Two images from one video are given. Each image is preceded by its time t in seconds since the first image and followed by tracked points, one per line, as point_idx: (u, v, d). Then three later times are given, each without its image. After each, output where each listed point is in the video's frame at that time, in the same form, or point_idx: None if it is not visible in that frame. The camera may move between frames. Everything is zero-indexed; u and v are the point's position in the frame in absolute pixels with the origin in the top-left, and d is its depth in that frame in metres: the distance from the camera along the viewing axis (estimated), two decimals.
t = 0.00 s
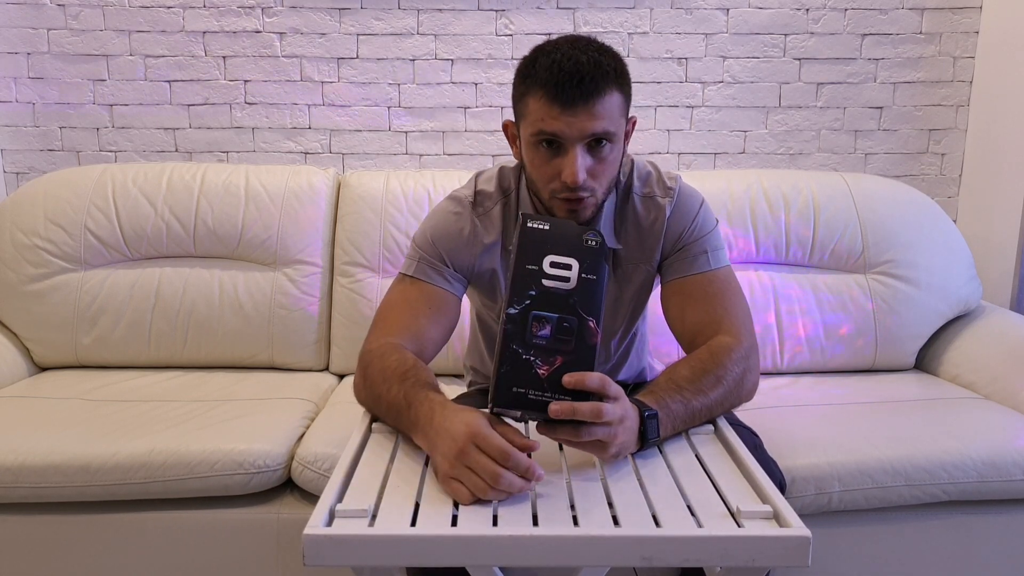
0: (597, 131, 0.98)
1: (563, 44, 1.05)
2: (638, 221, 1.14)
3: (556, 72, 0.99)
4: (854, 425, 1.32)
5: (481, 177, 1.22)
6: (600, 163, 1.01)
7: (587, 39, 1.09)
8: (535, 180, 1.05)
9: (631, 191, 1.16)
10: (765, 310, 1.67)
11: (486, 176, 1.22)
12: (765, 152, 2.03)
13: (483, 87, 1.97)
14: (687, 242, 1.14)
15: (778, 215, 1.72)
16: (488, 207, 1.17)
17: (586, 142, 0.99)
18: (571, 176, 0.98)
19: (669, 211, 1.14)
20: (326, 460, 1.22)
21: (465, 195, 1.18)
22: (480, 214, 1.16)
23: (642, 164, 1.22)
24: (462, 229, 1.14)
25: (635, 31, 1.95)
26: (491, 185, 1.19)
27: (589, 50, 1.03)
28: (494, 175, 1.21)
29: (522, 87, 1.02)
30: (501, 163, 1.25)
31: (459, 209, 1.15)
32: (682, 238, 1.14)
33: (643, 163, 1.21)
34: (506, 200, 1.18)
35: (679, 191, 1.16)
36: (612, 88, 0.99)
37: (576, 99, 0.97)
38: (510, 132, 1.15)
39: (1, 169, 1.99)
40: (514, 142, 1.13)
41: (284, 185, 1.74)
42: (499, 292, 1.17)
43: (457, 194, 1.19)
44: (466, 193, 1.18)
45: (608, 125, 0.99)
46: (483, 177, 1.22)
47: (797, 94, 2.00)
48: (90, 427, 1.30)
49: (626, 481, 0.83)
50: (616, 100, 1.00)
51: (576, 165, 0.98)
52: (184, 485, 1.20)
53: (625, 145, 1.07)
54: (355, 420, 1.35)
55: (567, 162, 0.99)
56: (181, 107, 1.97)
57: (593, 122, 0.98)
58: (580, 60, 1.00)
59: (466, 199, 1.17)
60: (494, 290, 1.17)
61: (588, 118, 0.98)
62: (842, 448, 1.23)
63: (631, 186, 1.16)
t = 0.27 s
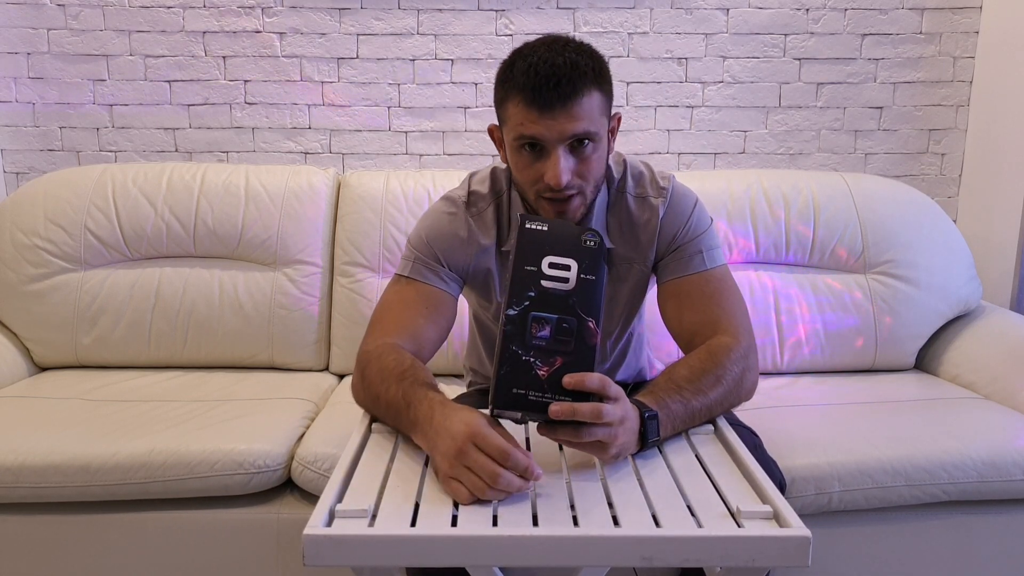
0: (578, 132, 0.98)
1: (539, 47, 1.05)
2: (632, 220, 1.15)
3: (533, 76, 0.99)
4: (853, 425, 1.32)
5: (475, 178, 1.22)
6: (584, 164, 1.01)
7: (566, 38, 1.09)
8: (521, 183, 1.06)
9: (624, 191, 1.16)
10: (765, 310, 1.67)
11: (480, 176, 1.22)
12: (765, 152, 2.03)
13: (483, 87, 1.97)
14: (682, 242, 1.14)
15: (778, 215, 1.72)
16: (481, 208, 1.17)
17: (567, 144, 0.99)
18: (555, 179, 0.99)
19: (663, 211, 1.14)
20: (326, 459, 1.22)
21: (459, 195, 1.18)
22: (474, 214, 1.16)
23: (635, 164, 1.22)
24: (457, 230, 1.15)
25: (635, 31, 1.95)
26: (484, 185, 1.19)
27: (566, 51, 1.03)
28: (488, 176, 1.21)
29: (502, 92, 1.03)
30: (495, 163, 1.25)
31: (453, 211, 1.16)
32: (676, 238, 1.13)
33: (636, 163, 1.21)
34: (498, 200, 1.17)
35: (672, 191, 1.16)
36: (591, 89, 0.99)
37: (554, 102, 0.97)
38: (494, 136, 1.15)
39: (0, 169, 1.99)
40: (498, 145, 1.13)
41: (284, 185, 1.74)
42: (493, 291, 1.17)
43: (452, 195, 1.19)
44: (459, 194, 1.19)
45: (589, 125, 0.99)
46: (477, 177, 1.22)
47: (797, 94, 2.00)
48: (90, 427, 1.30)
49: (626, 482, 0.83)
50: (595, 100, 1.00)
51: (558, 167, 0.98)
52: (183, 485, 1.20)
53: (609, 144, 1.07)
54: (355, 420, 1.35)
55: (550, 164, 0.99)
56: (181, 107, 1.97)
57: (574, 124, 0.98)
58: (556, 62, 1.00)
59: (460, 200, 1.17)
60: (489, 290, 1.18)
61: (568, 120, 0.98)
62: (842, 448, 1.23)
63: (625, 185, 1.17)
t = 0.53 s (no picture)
0: (559, 136, 0.98)
1: (515, 52, 1.04)
2: (627, 220, 1.16)
3: (510, 84, 0.98)
4: (853, 425, 1.32)
5: (469, 180, 1.23)
6: (568, 167, 1.01)
7: (542, 40, 1.08)
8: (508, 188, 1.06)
9: (618, 192, 1.17)
10: (765, 310, 1.67)
11: (474, 179, 1.22)
12: (764, 152, 2.03)
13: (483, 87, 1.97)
14: (677, 243, 1.14)
15: (778, 214, 1.72)
16: (476, 208, 1.17)
17: (549, 148, 0.99)
18: (539, 184, 0.99)
19: (657, 212, 1.15)
20: (325, 459, 1.22)
21: (454, 196, 1.19)
22: (469, 214, 1.17)
23: (629, 164, 1.23)
24: (452, 230, 1.15)
25: (635, 31, 1.95)
26: (478, 187, 1.20)
27: (542, 54, 1.02)
28: (481, 177, 1.22)
29: (482, 100, 1.03)
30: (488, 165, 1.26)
31: (448, 211, 1.16)
32: (672, 238, 1.14)
33: (628, 164, 1.22)
34: (492, 201, 1.18)
35: (667, 190, 1.17)
36: (569, 91, 0.99)
37: (532, 109, 0.97)
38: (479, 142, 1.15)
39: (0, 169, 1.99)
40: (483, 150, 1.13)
41: (284, 185, 1.74)
42: (489, 291, 1.18)
43: (446, 196, 1.20)
44: (454, 195, 1.19)
45: (570, 128, 0.99)
46: (470, 180, 1.23)
47: (797, 94, 2.00)
48: (90, 427, 1.30)
49: (626, 482, 0.83)
50: (573, 103, 1.00)
51: (542, 172, 0.99)
52: (183, 485, 1.20)
53: (593, 145, 1.06)
54: (355, 420, 1.35)
55: (534, 170, 1.00)
56: (181, 107, 1.97)
57: (554, 129, 0.98)
58: (532, 67, 0.99)
59: (455, 201, 1.18)
60: (485, 289, 1.18)
61: (548, 125, 0.98)
62: (842, 448, 1.23)
63: (619, 186, 1.17)
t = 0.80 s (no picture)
0: (521, 145, 0.98)
1: (479, 62, 1.04)
2: (620, 222, 1.15)
3: (470, 96, 0.99)
4: (854, 425, 1.32)
5: (463, 183, 1.22)
6: (536, 174, 1.01)
7: (508, 46, 1.08)
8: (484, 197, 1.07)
9: (609, 193, 1.16)
10: (765, 310, 1.67)
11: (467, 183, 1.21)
12: (764, 152, 2.03)
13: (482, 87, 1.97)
14: (671, 243, 1.13)
15: (778, 214, 1.72)
16: (468, 212, 1.16)
17: (514, 157, 0.99)
18: (507, 193, 0.99)
19: (650, 213, 1.14)
20: (325, 459, 1.22)
21: (446, 200, 1.18)
22: (461, 218, 1.16)
23: (622, 164, 1.22)
24: (443, 233, 1.15)
25: (635, 31, 1.95)
26: (470, 192, 1.18)
27: (502, 63, 1.02)
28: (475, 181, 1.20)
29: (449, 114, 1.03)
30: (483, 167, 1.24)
31: (440, 215, 1.16)
32: (666, 239, 1.13)
33: (620, 164, 1.21)
34: (484, 204, 1.16)
35: (659, 191, 1.16)
36: (529, 99, 0.98)
37: (490, 121, 0.97)
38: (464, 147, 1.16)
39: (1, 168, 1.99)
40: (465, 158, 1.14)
41: (284, 185, 1.74)
42: (483, 294, 1.17)
43: (439, 201, 1.20)
44: (447, 199, 1.19)
45: (531, 136, 0.98)
46: (463, 185, 1.22)
47: (797, 94, 2.00)
48: (90, 427, 1.30)
49: (626, 482, 0.83)
50: (535, 110, 0.99)
51: (509, 182, 0.99)
52: (183, 485, 1.20)
53: (564, 147, 1.06)
54: (355, 420, 1.35)
55: (501, 179, 1.00)
56: (181, 107, 1.97)
57: (514, 138, 0.97)
58: (491, 78, 0.99)
59: (446, 205, 1.17)
60: (480, 292, 1.18)
61: (509, 135, 0.97)
62: (841, 448, 1.23)
63: (609, 189, 1.17)
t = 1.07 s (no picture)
0: (514, 151, 0.98)
1: (469, 67, 1.03)
2: (612, 222, 1.15)
3: (462, 102, 0.98)
4: (854, 425, 1.32)
5: (456, 183, 1.21)
6: (530, 179, 1.01)
7: (497, 48, 1.07)
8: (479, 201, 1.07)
9: (602, 194, 1.16)
10: (766, 310, 1.67)
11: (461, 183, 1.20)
12: (764, 152, 2.03)
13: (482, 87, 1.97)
14: (666, 242, 1.13)
15: (778, 214, 1.72)
16: (462, 211, 1.16)
17: (508, 164, 0.99)
18: (502, 200, 0.99)
19: (643, 213, 1.14)
20: (325, 459, 1.22)
21: (441, 200, 1.18)
22: (455, 218, 1.15)
23: (615, 164, 1.22)
24: (439, 233, 1.15)
25: (635, 31, 1.95)
26: (464, 192, 1.18)
27: (494, 67, 1.01)
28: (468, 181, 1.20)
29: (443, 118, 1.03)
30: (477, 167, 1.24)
31: (434, 214, 1.16)
32: (659, 238, 1.13)
33: (612, 164, 1.21)
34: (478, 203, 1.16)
35: (651, 190, 1.16)
36: (522, 105, 0.98)
37: (483, 128, 0.96)
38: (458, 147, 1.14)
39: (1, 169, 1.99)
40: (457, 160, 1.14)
41: (283, 185, 1.74)
42: (479, 293, 1.17)
43: (433, 200, 1.19)
44: (441, 199, 1.18)
45: (525, 142, 0.98)
46: (457, 184, 1.21)
47: (797, 94, 2.00)
48: (90, 427, 1.30)
49: (625, 482, 0.83)
50: (528, 116, 0.99)
51: (504, 188, 0.99)
52: (183, 485, 1.20)
53: (557, 151, 1.06)
54: (356, 420, 1.35)
55: (496, 185, 1.00)
56: (181, 107, 1.97)
57: (508, 145, 0.97)
58: (483, 84, 0.98)
59: (441, 204, 1.17)
60: (476, 292, 1.18)
61: (503, 142, 0.97)
62: (842, 448, 1.23)
63: (603, 189, 1.17)
